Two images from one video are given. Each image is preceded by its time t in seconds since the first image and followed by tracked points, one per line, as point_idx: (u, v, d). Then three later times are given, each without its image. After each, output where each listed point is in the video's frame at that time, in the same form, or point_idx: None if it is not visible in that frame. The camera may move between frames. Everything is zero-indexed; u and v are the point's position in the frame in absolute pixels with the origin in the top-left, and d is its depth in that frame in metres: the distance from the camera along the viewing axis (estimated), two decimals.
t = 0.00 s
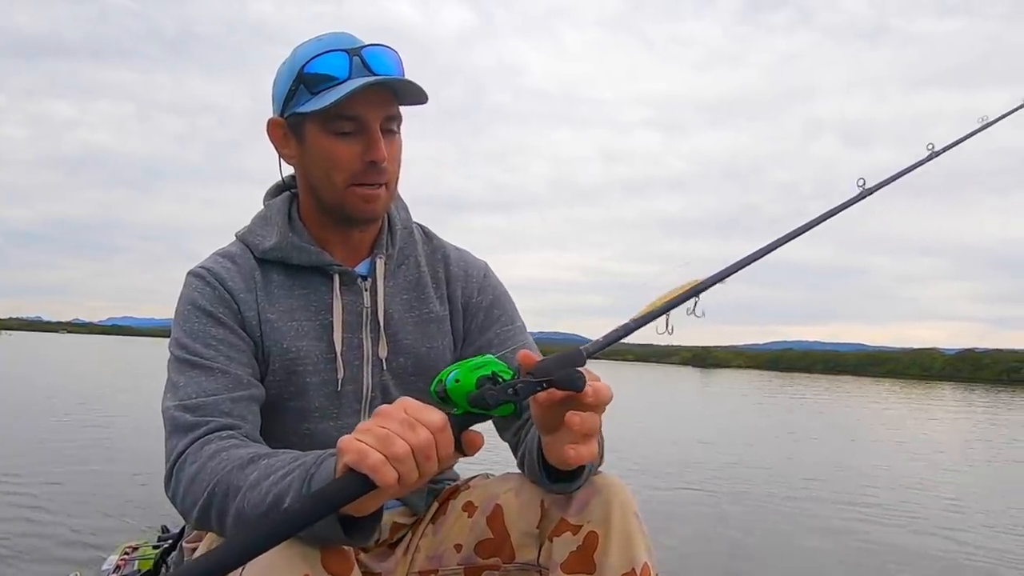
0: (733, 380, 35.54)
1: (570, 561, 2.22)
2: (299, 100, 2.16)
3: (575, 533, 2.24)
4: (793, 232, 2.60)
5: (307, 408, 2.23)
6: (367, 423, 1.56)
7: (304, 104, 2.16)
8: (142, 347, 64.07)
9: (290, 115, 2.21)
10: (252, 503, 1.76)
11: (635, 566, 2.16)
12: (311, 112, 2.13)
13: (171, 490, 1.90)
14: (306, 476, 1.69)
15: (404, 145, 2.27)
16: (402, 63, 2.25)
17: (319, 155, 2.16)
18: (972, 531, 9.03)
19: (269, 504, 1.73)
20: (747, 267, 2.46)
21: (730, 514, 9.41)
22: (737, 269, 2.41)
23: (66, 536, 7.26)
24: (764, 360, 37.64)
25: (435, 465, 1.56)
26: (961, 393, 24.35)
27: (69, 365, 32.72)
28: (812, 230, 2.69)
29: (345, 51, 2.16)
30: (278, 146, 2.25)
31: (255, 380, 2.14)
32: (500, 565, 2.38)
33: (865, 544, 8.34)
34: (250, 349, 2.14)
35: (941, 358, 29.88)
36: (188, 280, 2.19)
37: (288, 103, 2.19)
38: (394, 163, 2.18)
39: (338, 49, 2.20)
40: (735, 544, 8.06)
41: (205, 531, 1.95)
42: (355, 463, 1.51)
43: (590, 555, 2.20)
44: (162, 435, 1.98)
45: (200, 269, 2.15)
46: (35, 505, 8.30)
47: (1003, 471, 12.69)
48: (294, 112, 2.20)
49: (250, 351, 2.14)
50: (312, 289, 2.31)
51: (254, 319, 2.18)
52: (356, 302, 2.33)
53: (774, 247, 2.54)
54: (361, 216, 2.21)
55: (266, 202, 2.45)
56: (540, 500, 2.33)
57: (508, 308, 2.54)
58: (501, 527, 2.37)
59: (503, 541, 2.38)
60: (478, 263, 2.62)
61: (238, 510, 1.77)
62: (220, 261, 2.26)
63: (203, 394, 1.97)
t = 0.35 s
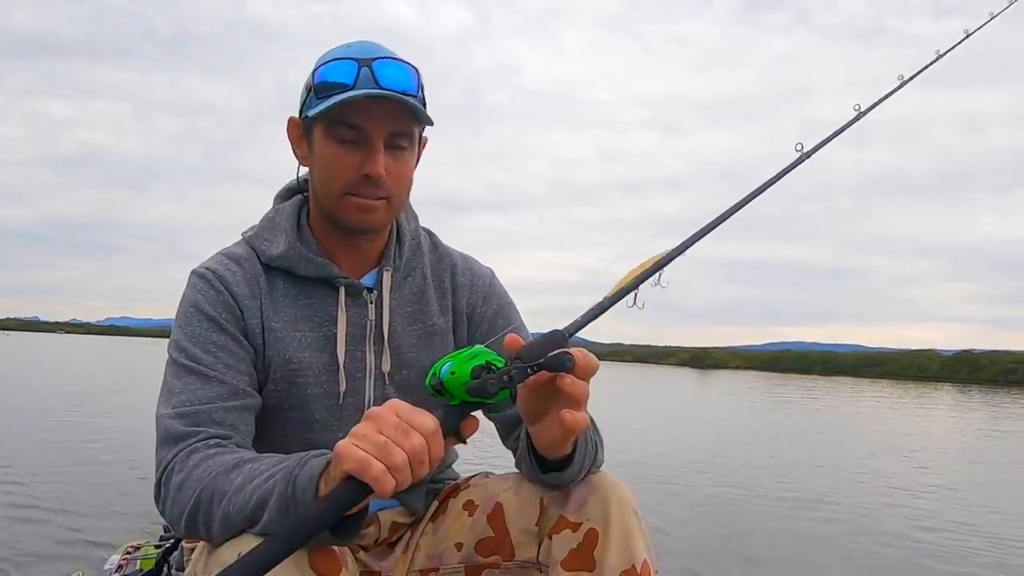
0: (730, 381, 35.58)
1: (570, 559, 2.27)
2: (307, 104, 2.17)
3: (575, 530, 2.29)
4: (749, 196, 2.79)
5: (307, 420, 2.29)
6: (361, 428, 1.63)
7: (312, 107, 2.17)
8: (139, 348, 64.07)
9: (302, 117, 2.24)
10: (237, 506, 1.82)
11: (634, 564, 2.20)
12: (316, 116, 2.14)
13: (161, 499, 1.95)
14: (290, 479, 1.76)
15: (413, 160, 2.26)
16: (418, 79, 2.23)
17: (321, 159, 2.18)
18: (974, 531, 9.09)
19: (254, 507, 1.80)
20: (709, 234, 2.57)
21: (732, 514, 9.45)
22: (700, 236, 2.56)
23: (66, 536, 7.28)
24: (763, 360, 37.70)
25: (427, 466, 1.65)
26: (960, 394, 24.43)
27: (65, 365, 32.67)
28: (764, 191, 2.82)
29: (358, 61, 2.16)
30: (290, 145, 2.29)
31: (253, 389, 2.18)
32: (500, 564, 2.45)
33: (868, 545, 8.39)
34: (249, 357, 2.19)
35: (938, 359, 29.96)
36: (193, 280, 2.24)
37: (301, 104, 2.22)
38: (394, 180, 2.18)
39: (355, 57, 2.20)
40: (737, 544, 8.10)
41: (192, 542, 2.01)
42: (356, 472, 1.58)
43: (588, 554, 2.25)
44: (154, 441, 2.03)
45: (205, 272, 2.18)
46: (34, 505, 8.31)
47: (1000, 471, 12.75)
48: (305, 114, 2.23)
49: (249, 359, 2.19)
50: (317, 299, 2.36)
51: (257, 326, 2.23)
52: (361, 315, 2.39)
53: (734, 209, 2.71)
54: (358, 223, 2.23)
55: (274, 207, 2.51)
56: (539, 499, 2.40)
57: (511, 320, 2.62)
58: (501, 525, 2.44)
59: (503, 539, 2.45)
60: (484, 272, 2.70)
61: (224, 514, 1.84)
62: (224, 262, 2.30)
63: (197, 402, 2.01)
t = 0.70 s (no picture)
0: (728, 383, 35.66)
1: (571, 556, 2.29)
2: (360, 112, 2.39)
3: (577, 527, 2.31)
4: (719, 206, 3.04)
5: (306, 429, 2.48)
6: (353, 411, 1.68)
7: (361, 117, 2.39)
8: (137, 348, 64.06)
9: (350, 121, 2.45)
10: (230, 509, 1.90)
11: (638, 562, 2.22)
12: (362, 127, 2.35)
13: (156, 506, 2.05)
14: (281, 474, 1.84)
15: (440, 193, 2.49)
16: (468, 121, 2.48)
17: (357, 168, 2.39)
18: (969, 532, 9.18)
19: (247, 506, 1.88)
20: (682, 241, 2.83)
21: (729, 515, 9.53)
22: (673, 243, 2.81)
23: (67, 536, 7.30)
24: (760, 362, 37.84)
25: (420, 445, 1.69)
26: (956, 396, 24.60)
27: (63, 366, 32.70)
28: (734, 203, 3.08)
29: (417, 87, 2.39)
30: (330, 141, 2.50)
31: (251, 395, 2.35)
32: (502, 562, 2.48)
33: (867, 545, 8.48)
34: (247, 362, 2.34)
35: (935, 362, 30.10)
36: (194, 280, 2.36)
37: (352, 110, 2.43)
38: (419, 208, 2.40)
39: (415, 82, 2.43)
40: (734, 544, 8.17)
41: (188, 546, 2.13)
42: (352, 449, 1.63)
43: (591, 551, 2.27)
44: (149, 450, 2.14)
45: (209, 275, 2.34)
46: (34, 505, 8.32)
47: (993, 472, 12.88)
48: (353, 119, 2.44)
49: (247, 364, 2.33)
50: (321, 307, 2.55)
51: (257, 333, 2.39)
52: (365, 325, 2.61)
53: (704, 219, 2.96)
54: (374, 238, 2.44)
55: (284, 208, 2.68)
56: (542, 497, 2.43)
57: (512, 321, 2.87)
58: (502, 522, 2.48)
59: (505, 537, 2.48)
60: (485, 274, 2.94)
61: (217, 517, 1.92)
62: (227, 264, 2.45)
63: (192, 409, 2.13)
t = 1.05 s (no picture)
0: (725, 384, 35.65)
1: (569, 560, 2.31)
2: (367, 120, 2.41)
3: (574, 532, 2.33)
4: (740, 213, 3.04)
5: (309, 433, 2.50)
6: (332, 411, 1.69)
7: (369, 125, 2.41)
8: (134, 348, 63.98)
9: (356, 128, 2.48)
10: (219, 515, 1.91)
11: (634, 565, 2.24)
12: (370, 135, 2.37)
13: (152, 513, 2.07)
14: (264, 477, 1.86)
15: (448, 200, 2.50)
16: (474, 127, 2.50)
17: (364, 176, 2.40)
18: (968, 534, 9.22)
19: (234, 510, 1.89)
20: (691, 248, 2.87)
21: (728, 516, 9.56)
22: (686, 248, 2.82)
23: (65, 537, 7.30)
24: (757, 363, 37.90)
25: (395, 450, 1.69)
26: (952, 398, 24.65)
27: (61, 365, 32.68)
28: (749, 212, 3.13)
29: (425, 94, 2.42)
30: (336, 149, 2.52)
31: (251, 398, 2.36)
32: (498, 566, 2.50)
33: (867, 546, 8.52)
34: (248, 367, 2.35)
35: (932, 364, 30.16)
36: (197, 282, 2.38)
37: (359, 117, 2.46)
38: (428, 215, 2.42)
39: (421, 89, 2.45)
40: (729, 545, 8.17)
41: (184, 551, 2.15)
42: (324, 451, 1.65)
43: (588, 555, 2.28)
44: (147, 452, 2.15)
45: (210, 276, 2.36)
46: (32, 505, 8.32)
47: (990, 474, 12.91)
48: (360, 126, 2.46)
49: (248, 369, 2.35)
50: (327, 313, 2.58)
51: (260, 338, 2.41)
52: (371, 330, 2.63)
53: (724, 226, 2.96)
54: (382, 245, 2.45)
55: (290, 212, 2.70)
56: (538, 501, 2.44)
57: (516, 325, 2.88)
58: (499, 526, 2.49)
59: (502, 540, 2.50)
60: (488, 277, 2.96)
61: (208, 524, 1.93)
62: (230, 266, 2.47)
63: (189, 413, 2.14)
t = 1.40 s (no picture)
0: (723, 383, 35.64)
1: (569, 562, 2.30)
2: (363, 121, 2.40)
3: (574, 534, 2.32)
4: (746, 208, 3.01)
5: (310, 431, 2.49)
6: (336, 429, 1.68)
7: (365, 127, 2.39)
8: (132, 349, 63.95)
9: (352, 129, 2.46)
10: (218, 518, 1.90)
11: (635, 567, 2.23)
12: (367, 137, 2.36)
13: (150, 512, 2.06)
14: (266, 484, 1.85)
15: (446, 197, 2.50)
16: (470, 125, 2.50)
17: (363, 178, 2.39)
18: (967, 531, 9.22)
19: (233, 516, 1.88)
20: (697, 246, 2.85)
21: (727, 514, 9.56)
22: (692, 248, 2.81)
23: (64, 537, 7.28)
24: (755, 361, 37.91)
25: (398, 470, 1.69)
26: (950, 396, 24.63)
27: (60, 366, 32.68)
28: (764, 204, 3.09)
29: (421, 94, 2.41)
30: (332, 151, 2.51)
31: (252, 398, 2.36)
32: (498, 568, 2.49)
33: (865, 543, 8.52)
34: (249, 366, 2.35)
35: (929, 362, 30.15)
36: (198, 281, 2.37)
37: (355, 118, 2.44)
38: (427, 213, 2.41)
39: (417, 89, 2.45)
40: (726, 544, 8.15)
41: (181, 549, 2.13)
42: (328, 473, 1.65)
43: (588, 557, 2.28)
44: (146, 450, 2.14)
45: (212, 276, 2.35)
46: (31, 505, 8.31)
47: (988, 472, 12.90)
48: (355, 127, 2.45)
49: (249, 368, 2.34)
50: (328, 312, 2.57)
51: (261, 337, 2.41)
52: (371, 329, 2.62)
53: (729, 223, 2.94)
54: (384, 246, 2.45)
55: (289, 212, 2.69)
56: (539, 502, 2.43)
57: (515, 324, 2.88)
58: (500, 527, 2.49)
59: (502, 542, 2.49)
60: (489, 276, 2.95)
61: (206, 526, 1.92)
62: (231, 267, 2.46)
63: (190, 412, 2.13)
